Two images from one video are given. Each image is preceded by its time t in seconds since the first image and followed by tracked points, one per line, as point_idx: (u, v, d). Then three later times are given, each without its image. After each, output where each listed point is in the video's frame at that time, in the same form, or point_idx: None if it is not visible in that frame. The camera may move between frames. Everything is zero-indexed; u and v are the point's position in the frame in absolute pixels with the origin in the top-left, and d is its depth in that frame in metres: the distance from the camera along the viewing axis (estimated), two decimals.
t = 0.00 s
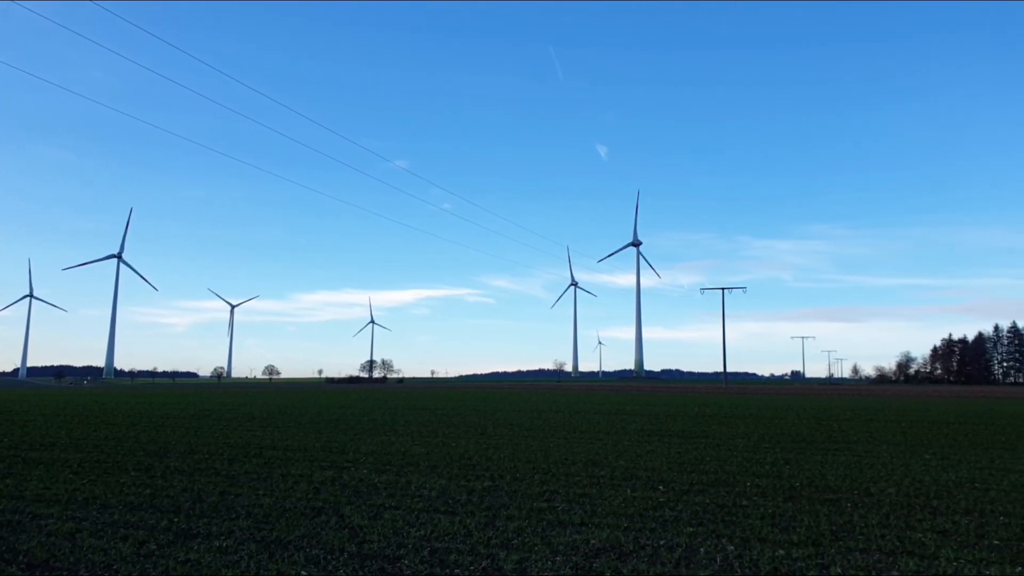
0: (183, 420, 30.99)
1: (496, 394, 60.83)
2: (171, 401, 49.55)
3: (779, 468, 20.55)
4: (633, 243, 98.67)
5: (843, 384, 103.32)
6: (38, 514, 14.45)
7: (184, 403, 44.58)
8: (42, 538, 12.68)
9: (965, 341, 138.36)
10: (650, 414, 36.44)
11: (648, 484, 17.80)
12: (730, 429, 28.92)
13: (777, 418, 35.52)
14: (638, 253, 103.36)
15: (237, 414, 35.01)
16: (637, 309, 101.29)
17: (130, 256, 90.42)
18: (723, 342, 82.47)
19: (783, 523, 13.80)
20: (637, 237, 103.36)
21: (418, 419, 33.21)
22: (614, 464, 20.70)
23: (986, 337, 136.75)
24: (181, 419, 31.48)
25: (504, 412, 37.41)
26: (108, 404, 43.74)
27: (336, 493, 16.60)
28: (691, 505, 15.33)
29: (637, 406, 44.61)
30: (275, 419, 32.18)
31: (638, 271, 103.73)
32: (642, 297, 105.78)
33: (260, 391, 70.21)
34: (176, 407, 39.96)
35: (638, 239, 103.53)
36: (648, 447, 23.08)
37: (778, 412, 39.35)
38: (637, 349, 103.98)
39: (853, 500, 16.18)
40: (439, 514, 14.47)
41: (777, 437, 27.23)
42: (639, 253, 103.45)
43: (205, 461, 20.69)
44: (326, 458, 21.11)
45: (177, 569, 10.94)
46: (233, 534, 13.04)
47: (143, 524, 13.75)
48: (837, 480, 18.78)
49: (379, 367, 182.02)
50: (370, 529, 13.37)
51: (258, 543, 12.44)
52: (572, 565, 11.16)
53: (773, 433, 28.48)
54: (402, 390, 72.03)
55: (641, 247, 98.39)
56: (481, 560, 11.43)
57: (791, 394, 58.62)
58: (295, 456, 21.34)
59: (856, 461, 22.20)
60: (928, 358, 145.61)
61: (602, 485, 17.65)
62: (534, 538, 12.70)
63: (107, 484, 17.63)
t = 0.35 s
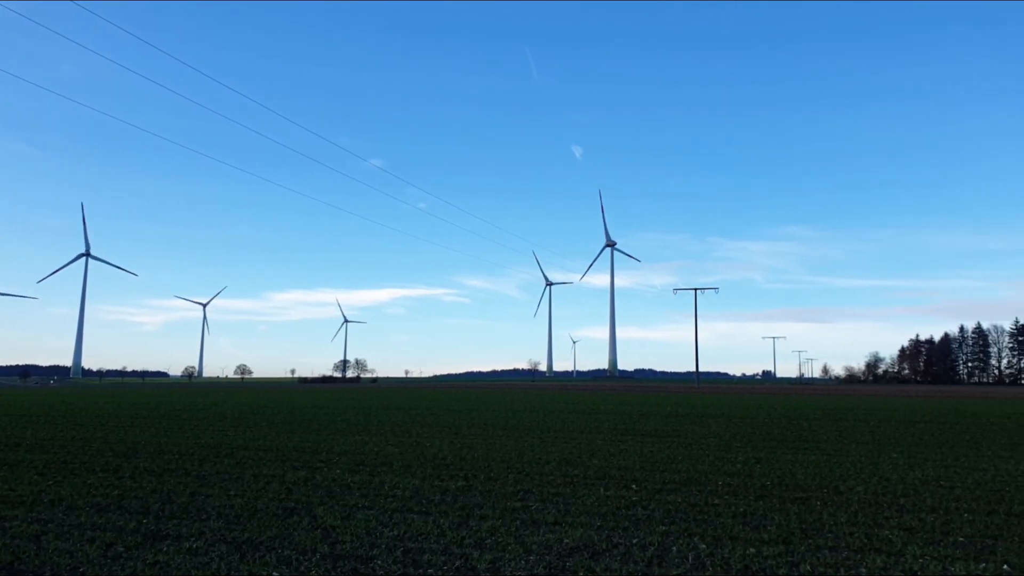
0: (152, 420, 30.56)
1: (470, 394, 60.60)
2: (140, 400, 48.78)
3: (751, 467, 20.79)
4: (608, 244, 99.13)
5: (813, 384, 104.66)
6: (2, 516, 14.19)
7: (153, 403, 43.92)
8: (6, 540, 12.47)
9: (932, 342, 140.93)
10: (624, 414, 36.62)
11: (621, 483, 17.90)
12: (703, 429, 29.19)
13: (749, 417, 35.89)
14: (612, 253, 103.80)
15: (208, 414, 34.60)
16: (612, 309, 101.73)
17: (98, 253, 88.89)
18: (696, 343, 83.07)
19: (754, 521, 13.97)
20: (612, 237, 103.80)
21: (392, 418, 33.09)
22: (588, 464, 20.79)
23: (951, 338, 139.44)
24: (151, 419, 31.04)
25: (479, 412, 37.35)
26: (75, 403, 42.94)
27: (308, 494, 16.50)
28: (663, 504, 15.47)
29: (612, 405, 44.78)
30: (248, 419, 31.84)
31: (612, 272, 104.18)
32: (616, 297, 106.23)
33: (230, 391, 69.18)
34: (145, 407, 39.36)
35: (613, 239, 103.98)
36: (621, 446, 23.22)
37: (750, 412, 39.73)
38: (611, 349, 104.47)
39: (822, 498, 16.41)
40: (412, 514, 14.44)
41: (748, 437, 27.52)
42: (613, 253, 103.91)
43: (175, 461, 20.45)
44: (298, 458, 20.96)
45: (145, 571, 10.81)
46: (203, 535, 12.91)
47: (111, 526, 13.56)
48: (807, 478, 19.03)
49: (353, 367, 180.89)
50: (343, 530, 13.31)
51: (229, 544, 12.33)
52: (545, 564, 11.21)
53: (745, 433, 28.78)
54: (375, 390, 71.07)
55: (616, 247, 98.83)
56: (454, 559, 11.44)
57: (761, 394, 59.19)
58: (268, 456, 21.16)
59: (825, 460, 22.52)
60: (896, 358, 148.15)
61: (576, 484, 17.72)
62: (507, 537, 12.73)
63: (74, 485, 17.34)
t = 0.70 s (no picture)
0: (119, 420, 30.03)
1: (444, 394, 60.24)
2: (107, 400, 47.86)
3: (722, 466, 20.98)
4: (582, 244, 99.42)
5: (785, 384, 105.92)
6: None
7: (120, 403, 43.18)
8: None
9: (900, 343, 143.36)
10: (599, 413, 36.75)
11: (595, 482, 17.98)
12: (675, 428, 29.41)
13: (721, 417, 36.18)
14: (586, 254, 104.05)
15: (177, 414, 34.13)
16: (586, 309, 102.00)
17: (64, 250, 87.24)
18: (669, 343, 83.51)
19: (725, 520, 14.10)
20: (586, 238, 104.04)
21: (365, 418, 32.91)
22: (562, 463, 20.84)
23: (918, 339, 142.01)
24: (118, 419, 30.49)
25: (453, 412, 37.23)
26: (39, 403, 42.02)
27: (280, 494, 16.35)
28: (636, 503, 15.56)
29: (586, 405, 44.89)
30: (218, 419, 31.42)
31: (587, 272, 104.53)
32: (590, 297, 106.54)
33: (198, 391, 68.00)
34: (112, 407, 38.65)
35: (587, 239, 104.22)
36: (594, 445, 23.31)
37: (722, 411, 40.07)
38: (585, 349, 104.80)
39: (792, 496, 16.62)
40: (385, 514, 14.37)
41: (720, 436, 27.77)
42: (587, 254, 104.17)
43: (143, 462, 20.13)
44: (270, 458, 20.77)
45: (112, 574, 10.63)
46: (172, 537, 12.73)
47: (76, 528, 13.30)
48: (778, 477, 19.25)
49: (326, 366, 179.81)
50: (316, 530, 13.21)
51: (198, 546, 12.17)
52: (519, 563, 11.22)
53: (717, 432, 29.03)
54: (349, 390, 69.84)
55: (590, 247, 99.12)
56: (427, 560, 11.40)
57: (733, 395, 59.65)
58: (238, 457, 20.91)
59: (795, 459, 22.80)
60: (865, 358, 150.53)
61: (549, 484, 17.75)
62: (481, 537, 12.72)
63: (38, 487, 16.99)
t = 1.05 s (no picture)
0: (86, 420, 29.47)
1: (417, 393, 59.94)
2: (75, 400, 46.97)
3: (694, 465, 21.14)
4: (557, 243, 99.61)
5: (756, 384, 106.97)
6: None
7: (87, 403, 42.46)
8: None
9: (869, 343, 145.59)
10: (573, 412, 36.84)
11: (568, 482, 18.03)
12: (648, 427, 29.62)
13: (695, 416, 36.42)
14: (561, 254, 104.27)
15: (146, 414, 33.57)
16: (561, 310, 102.11)
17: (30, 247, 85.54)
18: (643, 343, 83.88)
19: (697, 519, 14.20)
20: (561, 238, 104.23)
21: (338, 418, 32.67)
22: (536, 463, 20.85)
23: (887, 339, 144.47)
24: (84, 419, 29.91)
25: (427, 412, 37.08)
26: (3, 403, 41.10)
27: (251, 495, 16.16)
28: (610, 503, 15.62)
29: (561, 404, 44.97)
30: (188, 419, 30.97)
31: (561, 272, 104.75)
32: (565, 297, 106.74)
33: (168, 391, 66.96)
34: (78, 407, 37.93)
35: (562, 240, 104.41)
36: (568, 445, 23.36)
37: (695, 411, 40.38)
38: (559, 349, 105.01)
39: (764, 496, 16.79)
40: (358, 515, 14.25)
41: (693, 435, 27.98)
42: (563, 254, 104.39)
43: (111, 463, 19.77)
44: (241, 459, 20.55)
45: None
46: (140, 539, 12.52)
47: (41, 531, 13.02)
48: (749, 476, 19.43)
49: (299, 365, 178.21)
50: (287, 531, 13.08)
51: (166, 548, 11.99)
52: (492, 563, 11.20)
53: (690, 432, 29.23)
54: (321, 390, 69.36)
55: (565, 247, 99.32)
56: (400, 560, 11.34)
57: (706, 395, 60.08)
58: (208, 457, 20.62)
59: (767, 458, 23.04)
60: (835, 358, 152.77)
61: (523, 484, 17.75)
62: (454, 537, 12.68)
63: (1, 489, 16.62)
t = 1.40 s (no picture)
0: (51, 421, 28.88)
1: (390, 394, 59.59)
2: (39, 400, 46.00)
3: (666, 464, 21.31)
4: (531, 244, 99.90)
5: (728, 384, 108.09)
6: None
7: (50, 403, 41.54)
8: None
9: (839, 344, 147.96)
10: (546, 412, 36.92)
11: (541, 481, 18.07)
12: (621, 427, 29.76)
13: (667, 416, 36.68)
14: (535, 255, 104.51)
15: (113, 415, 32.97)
16: (535, 310, 102.22)
17: None
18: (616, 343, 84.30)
19: (669, 518, 14.29)
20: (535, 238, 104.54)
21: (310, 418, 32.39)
22: (509, 463, 20.87)
23: (856, 340, 146.86)
24: (49, 420, 29.29)
25: (400, 412, 36.88)
26: None
27: (221, 496, 15.95)
28: (583, 502, 15.68)
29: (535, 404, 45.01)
30: (156, 420, 30.47)
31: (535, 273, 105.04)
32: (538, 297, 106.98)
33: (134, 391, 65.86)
34: (43, 407, 37.15)
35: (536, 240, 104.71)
36: (541, 445, 23.41)
37: (667, 410, 40.69)
38: (533, 348, 105.19)
39: (734, 494, 16.96)
40: (330, 516, 14.15)
41: (665, 434, 28.19)
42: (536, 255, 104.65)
43: (76, 464, 19.37)
44: (211, 459, 20.31)
45: None
46: (106, 541, 12.30)
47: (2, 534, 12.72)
48: (720, 475, 19.61)
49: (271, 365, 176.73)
50: (258, 532, 12.93)
51: (134, 550, 11.79)
52: (465, 563, 11.19)
53: (663, 431, 29.43)
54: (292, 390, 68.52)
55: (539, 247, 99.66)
56: (373, 561, 11.27)
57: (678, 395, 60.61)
58: (177, 458, 20.31)
59: (737, 457, 23.29)
60: (805, 358, 154.95)
61: (496, 483, 17.75)
62: (427, 537, 12.65)
63: None
